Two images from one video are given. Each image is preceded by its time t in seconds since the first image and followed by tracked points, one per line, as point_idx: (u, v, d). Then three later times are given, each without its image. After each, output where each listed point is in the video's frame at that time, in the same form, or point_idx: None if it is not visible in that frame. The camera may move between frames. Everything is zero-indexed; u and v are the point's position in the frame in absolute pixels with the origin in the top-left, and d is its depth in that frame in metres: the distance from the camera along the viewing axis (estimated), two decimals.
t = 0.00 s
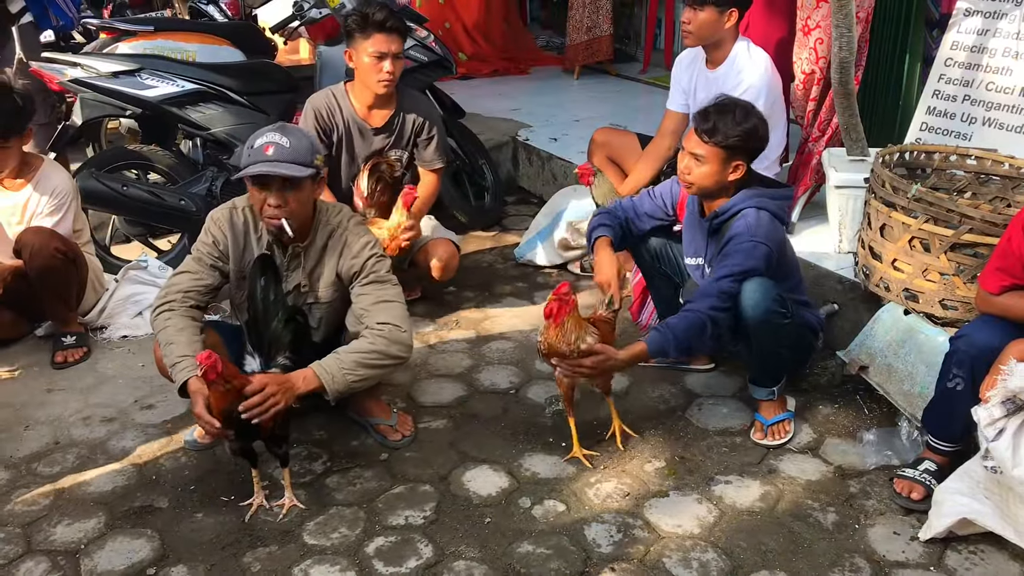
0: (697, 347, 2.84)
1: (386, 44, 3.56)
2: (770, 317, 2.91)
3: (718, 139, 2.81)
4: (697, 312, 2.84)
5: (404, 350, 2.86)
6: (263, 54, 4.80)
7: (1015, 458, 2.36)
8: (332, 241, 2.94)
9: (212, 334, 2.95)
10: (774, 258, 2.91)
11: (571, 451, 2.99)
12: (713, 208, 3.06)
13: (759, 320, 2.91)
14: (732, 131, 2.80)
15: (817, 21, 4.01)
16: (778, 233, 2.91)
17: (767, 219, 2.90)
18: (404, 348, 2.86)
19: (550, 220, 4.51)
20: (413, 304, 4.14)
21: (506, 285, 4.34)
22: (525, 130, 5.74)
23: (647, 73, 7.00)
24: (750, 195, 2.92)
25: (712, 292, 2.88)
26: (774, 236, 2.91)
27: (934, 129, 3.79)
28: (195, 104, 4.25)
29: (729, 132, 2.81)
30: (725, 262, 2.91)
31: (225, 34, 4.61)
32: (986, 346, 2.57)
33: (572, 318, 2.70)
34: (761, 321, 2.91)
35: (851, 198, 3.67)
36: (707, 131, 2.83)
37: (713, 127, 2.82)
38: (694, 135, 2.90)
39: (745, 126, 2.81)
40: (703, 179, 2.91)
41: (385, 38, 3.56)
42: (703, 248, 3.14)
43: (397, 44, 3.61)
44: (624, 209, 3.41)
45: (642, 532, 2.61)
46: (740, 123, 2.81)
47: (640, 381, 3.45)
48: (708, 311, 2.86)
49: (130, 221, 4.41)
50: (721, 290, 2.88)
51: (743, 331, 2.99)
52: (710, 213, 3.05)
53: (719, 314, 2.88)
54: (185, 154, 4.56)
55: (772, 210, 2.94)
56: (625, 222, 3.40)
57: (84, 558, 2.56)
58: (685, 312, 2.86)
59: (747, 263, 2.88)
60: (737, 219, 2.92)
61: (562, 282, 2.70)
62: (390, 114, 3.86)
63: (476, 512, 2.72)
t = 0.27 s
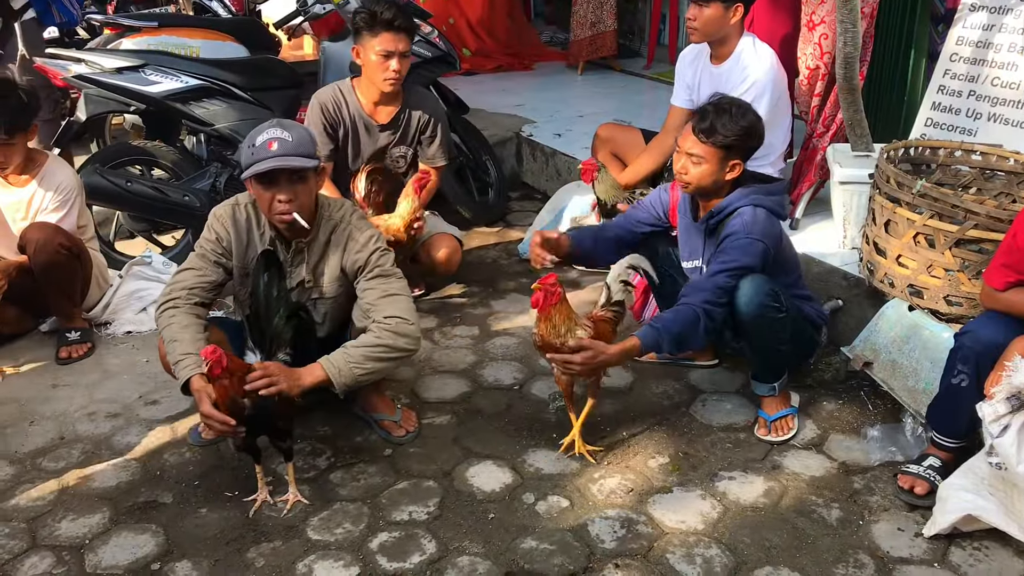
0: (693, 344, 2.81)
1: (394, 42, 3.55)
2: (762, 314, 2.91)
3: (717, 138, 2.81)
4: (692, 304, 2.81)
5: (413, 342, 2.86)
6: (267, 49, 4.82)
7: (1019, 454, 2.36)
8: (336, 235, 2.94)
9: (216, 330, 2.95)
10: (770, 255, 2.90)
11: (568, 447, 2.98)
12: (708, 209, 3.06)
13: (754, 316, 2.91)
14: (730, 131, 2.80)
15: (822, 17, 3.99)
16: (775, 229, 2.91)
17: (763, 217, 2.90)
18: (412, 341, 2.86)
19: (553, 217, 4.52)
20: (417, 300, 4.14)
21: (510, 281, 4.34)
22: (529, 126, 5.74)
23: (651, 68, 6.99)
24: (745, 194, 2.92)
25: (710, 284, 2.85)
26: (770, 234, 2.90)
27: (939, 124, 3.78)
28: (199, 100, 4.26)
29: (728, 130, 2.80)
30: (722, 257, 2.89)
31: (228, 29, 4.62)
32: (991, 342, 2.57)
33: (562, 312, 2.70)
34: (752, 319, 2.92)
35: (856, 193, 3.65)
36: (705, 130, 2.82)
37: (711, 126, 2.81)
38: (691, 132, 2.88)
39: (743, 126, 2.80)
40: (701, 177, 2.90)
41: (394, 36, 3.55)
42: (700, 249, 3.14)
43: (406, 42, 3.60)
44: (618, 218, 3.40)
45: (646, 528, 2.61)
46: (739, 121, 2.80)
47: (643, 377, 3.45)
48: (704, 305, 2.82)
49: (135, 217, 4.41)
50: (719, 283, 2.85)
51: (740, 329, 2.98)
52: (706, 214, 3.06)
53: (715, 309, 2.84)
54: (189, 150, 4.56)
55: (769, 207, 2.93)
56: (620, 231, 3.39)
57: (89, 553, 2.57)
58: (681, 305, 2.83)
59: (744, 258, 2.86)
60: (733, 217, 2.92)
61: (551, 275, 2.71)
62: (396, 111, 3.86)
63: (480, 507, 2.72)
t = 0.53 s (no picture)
0: (705, 354, 2.85)
1: (390, 41, 3.54)
2: (769, 312, 2.88)
3: (688, 140, 2.84)
4: (701, 322, 2.84)
5: (413, 337, 2.86)
6: (268, 46, 4.80)
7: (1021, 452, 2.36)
8: (337, 231, 2.94)
9: (218, 327, 2.95)
10: (769, 258, 2.90)
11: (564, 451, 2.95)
12: (702, 213, 3.07)
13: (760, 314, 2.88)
14: (703, 135, 2.82)
15: (825, 13, 3.99)
16: (771, 231, 2.92)
17: (758, 219, 2.90)
18: (412, 335, 2.86)
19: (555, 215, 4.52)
20: (419, 297, 4.14)
21: (512, 278, 4.34)
22: (531, 123, 5.73)
23: (654, 65, 6.98)
24: (738, 198, 2.93)
25: (717, 298, 2.87)
26: (766, 236, 2.91)
27: (942, 121, 3.77)
28: (202, 97, 4.26)
29: (699, 132, 2.83)
30: (723, 267, 2.90)
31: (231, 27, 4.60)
32: (993, 340, 2.56)
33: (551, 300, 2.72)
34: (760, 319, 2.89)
35: (858, 190, 3.65)
36: (678, 132, 2.86)
37: (683, 128, 2.85)
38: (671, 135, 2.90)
39: (716, 131, 2.82)
40: (676, 179, 2.91)
41: (394, 35, 3.54)
42: (696, 254, 3.15)
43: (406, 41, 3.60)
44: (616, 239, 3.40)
45: (648, 524, 2.61)
46: (711, 124, 2.82)
47: (645, 374, 3.45)
48: (714, 322, 2.85)
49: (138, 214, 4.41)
50: (725, 295, 2.86)
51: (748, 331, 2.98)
52: (700, 219, 3.07)
53: (726, 321, 2.87)
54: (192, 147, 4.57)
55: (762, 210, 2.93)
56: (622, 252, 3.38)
57: (92, 549, 2.57)
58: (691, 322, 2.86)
59: (744, 264, 2.86)
60: (728, 222, 2.93)
61: (536, 264, 2.77)
62: (396, 109, 3.85)
63: (482, 504, 2.72)
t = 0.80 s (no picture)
0: (698, 349, 2.75)
1: (383, 42, 3.55)
2: (752, 320, 2.92)
3: (688, 136, 2.84)
4: (690, 316, 2.77)
5: (412, 338, 2.87)
6: (272, 46, 4.79)
7: None
8: (338, 230, 2.94)
9: (222, 325, 2.96)
10: (761, 257, 2.88)
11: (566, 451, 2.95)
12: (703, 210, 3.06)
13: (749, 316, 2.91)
14: (703, 131, 2.82)
15: (828, 12, 3.99)
16: (767, 230, 2.90)
17: (755, 218, 2.89)
18: (411, 336, 2.87)
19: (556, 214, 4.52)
20: (421, 296, 4.15)
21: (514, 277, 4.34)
22: (534, 123, 5.73)
23: (656, 64, 6.98)
24: (740, 195, 2.92)
25: (710, 292, 2.82)
26: (762, 234, 2.88)
27: (945, 121, 3.77)
28: (204, 96, 4.26)
29: (699, 129, 2.83)
30: (717, 261, 2.87)
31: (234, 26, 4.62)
32: (996, 339, 2.56)
33: (530, 305, 2.74)
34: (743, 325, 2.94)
35: (861, 190, 3.67)
36: (678, 128, 2.86)
37: (683, 125, 2.85)
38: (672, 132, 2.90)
39: (717, 128, 2.82)
40: (677, 175, 2.91)
41: (388, 36, 3.55)
42: (698, 251, 3.13)
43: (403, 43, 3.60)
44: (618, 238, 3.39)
45: (650, 524, 2.62)
46: (712, 120, 2.82)
47: (647, 374, 3.45)
48: (704, 316, 2.79)
49: (141, 213, 4.42)
50: (717, 290, 2.81)
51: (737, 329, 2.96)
52: (701, 216, 3.06)
53: (718, 317, 2.80)
54: (195, 146, 4.58)
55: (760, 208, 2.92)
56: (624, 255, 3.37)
57: (95, 548, 2.58)
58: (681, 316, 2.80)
59: (738, 260, 2.83)
60: (725, 218, 2.91)
61: (516, 269, 2.82)
62: (395, 109, 3.85)
63: (484, 503, 2.72)
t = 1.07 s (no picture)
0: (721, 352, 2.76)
1: (376, 46, 3.54)
2: (768, 316, 2.91)
3: (709, 140, 2.83)
4: (714, 322, 2.78)
5: (418, 339, 2.87)
6: (274, 48, 4.80)
7: None
8: (340, 231, 2.95)
9: (224, 326, 2.96)
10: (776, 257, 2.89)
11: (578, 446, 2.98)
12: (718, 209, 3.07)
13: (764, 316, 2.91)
14: (723, 134, 2.81)
15: (829, 14, 4.00)
16: (781, 230, 2.92)
17: (770, 218, 2.90)
18: (416, 337, 2.87)
19: (560, 215, 4.52)
20: (423, 297, 4.15)
21: (516, 278, 4.34)
22: (536, 124, 5.74)
23: (658, 66, 6.98)
24: (754, 194, 2.93)
25: (729, 297, 2.81)
26: (776, 234, 2.90)
27: (947, 121, 3.77)
28: (207, 97, 4.28)
29: (714, 134, 2.82)
30: (733, 264, 2.86)
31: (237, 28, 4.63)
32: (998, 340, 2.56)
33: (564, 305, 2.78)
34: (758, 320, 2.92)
35: (862, 191, 3.66)
36: (697, 132, 2.85)
37: (702, 128, 2.84)
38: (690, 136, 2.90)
39: (735, 128, 2.81)
40: (699, 180, 2.92)
41: (381, 40, 3.54)
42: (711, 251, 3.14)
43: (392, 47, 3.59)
44: (630, 239, 3.38)
45: (652, 524, 2.62)
46: (724, 126, 2.81)
47: (649, 375, 3.45)
48: (727, 322, 2.78)
49: (144, 215, 4.43)
50: (738, 293, 2.81)
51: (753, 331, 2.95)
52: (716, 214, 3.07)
53: (741, 319, 2.80)
54: (197, 148, 4.58)
55: (774, 208, 2.94)
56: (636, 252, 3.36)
57: (98, 549, 2.59)
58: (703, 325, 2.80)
59: (755, 261, 2.84)
60: (739, 218, 2.93)
61: (546, 273, 2.82)
62: (393, 111, 3.85)
63: (486, 504, 2.73)
